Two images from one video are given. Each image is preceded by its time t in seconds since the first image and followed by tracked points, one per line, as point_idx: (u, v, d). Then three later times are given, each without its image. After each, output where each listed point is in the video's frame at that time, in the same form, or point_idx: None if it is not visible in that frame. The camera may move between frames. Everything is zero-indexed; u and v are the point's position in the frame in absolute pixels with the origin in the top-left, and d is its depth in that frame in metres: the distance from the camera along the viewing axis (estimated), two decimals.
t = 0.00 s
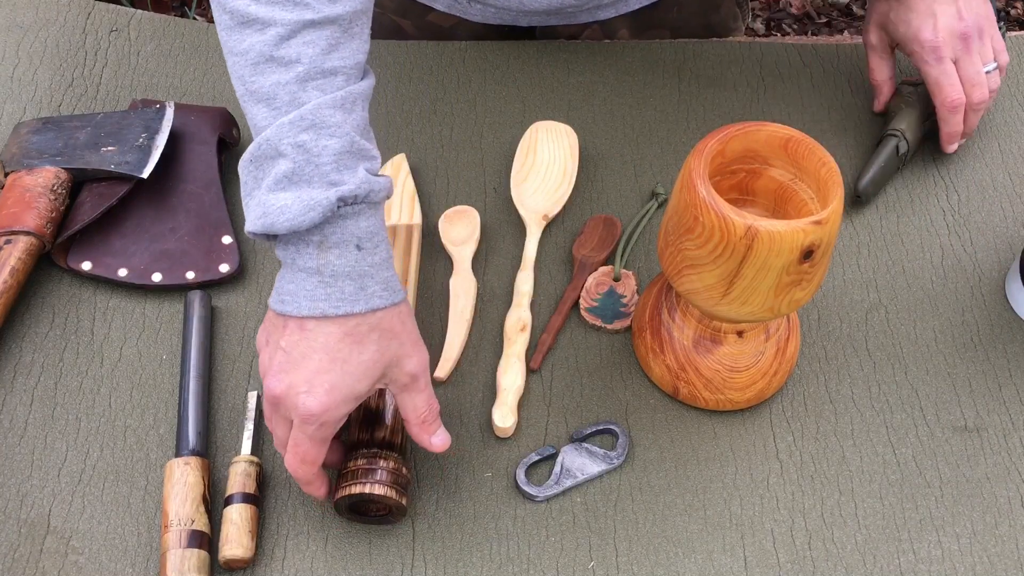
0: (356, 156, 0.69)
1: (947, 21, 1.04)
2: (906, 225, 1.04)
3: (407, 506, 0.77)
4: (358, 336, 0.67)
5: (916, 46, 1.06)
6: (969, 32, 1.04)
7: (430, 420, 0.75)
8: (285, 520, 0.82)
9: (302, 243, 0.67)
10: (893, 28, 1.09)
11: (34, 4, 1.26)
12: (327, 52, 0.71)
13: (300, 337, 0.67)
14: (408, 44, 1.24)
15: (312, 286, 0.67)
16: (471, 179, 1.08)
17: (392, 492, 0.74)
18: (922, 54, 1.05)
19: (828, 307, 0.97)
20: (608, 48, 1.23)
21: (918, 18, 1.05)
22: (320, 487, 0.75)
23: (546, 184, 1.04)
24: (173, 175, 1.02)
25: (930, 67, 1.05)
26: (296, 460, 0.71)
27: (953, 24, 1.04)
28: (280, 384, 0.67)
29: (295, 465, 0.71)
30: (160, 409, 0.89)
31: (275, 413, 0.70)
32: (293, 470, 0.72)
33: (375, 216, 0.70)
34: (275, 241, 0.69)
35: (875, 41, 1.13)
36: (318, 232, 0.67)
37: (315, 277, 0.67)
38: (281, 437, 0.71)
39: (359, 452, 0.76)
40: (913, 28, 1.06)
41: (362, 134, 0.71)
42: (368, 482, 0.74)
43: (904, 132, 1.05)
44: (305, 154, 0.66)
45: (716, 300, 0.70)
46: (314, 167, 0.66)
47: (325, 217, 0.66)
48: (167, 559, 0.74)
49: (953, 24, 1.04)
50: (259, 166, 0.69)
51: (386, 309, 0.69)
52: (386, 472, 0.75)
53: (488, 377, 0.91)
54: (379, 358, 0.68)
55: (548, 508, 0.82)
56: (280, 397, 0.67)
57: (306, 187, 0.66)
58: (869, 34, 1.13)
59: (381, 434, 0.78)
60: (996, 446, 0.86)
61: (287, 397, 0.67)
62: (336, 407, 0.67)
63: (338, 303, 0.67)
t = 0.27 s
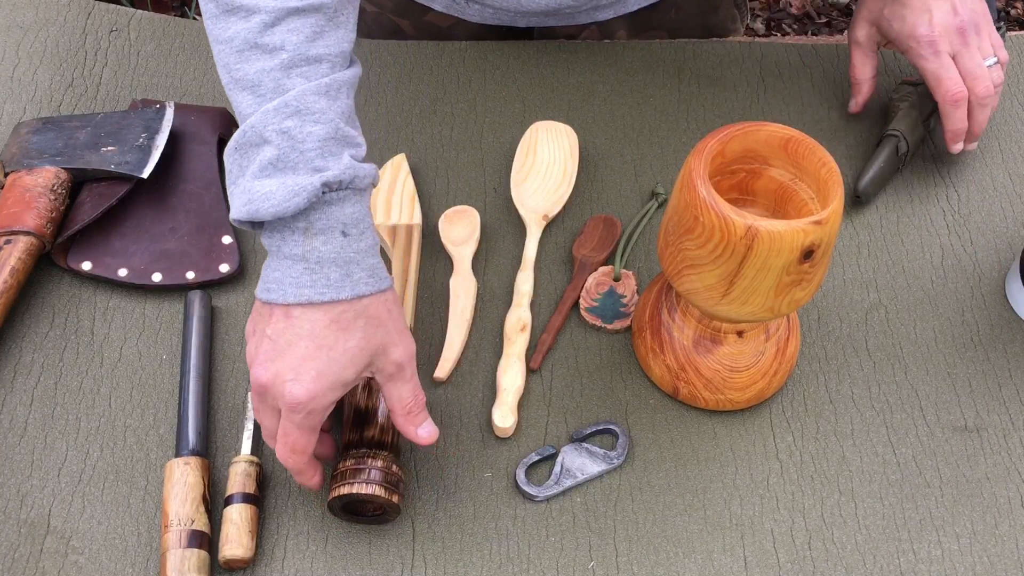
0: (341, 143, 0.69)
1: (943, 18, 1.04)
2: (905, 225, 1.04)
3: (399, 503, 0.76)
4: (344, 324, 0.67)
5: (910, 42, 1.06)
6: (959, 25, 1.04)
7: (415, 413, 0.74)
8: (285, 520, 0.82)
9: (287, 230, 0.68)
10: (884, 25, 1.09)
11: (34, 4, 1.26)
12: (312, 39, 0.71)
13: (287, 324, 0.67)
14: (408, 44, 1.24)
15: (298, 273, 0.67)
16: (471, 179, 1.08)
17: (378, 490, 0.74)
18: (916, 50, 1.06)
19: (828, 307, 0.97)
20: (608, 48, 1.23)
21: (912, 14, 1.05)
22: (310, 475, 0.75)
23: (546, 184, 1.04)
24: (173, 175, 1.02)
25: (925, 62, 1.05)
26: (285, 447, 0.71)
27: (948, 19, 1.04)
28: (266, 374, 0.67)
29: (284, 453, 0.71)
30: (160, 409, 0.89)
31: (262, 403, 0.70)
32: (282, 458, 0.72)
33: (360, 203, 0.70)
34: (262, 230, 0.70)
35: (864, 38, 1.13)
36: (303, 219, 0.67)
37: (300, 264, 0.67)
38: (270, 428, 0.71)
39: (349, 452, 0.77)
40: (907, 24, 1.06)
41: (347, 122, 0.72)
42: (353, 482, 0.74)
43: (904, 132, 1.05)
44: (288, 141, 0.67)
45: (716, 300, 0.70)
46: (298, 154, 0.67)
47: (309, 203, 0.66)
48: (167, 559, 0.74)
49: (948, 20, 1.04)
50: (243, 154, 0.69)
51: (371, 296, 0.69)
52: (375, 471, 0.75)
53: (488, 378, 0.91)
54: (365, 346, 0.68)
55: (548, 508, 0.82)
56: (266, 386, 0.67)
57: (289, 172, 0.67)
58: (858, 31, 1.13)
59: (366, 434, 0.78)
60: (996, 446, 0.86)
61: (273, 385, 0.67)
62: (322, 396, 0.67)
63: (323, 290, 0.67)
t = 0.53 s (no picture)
0: (324, 125, 0.70)
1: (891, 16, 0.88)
2: (905, 225, 1.04)
3: (398, 501, 0.76)
4: (329, 307, 0.67)
5: (855, 41, 0.89)
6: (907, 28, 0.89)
7: (401, 396, 0.72)
8: (285, 519, 0.82)
9: (272, 213, 0.68)
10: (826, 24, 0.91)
11: (34, 4, 1.26)
12: (295, 23, 0.72)
13: (272, 308, 0.67)
14: (408, 44, 1.24)
15: (282, 256, 0.67)
16: (471, 179, 1.08)
17: (373, 488, 0.74)
18: (865, 52, 0.89)
19: (828, 307, 0.97)
20: (608, 48, 1.23)
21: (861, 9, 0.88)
22: (299, 462, 0.75)
23: (546, 184, 1.04)
24: (173, 175, 1.02)
25: (880, 63, 0.88)
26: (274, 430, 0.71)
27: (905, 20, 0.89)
28: (250, 359, 0.67)
29: (274, 437, 0.71)
30: (160, 409, 0.89)
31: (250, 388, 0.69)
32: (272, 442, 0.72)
33: (345, 185, 0.70)
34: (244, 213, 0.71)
35: (793, 29, 0.91)
36: (288, 201, 0.68)
37: (284, 247, 0.67)
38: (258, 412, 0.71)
39: (346, 453, 0.77)
40: (855, 19, 0.89)
41: (332, 105, 0.73)
42: (349, 481, 0.74)
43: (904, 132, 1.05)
44: (271, 124, 0.68)
45: (716, 300, 0.71)
46: (281, 136, 0.68)
47: (292, 184, 0.66)
48: (166, 559, 0.74)
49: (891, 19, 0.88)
50: (228, 138, 0.70)
51: (357, 279, 0.69)
52: (371, 471, 0.75)
53: (488, 378, 0.91)
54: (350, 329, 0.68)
55: (548, 508, 0.82)
56: (251, 371, 0.67)
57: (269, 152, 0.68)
58: (787, 21, 0.92)
59: (363, 433, 0.78)
60: (996, 446, 0.86)
61: (259, 369, 0.66)
62: (309, 379, 0.66)
63: (308, 272, 0.66)
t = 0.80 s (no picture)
0: (287, 20, 0.70)
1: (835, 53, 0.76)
2: (905, 225, 1.04)
3: (398, 501, 0.76)
4: (298, 182, 0.66)
5: (797, 77, 0.75)
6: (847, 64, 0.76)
7: (365, 294, 0.69)
8: (285, 519, 0.82)
9: (241, 104, 0.69)
10: (762, 60, 0.76)
11: (34, 4, 1.25)
12: None
13: (241, 190, 0.66)
14: (408, 44, 1.24)
15: (252, 138, 0.67)
16: (471, 179, 1.08)
17: (374, 489, 0.74)
18: (811, 86, 0.74)
19: (828, 307, 0.97)
20: (608, 48, 1.23)
21: (798, 43, 0.75)
22: (276, 359, 0.70)
23: (546, 184, 1.04)
24: (173, 174, 1.02)
25: (825, 96, 0.73)
26: (236, 318, 0.66)
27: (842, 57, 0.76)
28: (218, 234, 0.66)
29: (242, 326, 0.66)
30: (160, 409, 0.89)
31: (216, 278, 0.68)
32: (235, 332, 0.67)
33: (312, 74, 0.70)
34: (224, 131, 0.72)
35: (721, 65, 0.76)
36: (255, 90, 0.68)
37: (253, 130, 0.67)
38: (224, 304, 0.67)
39: (345, 453, 0.77)
40: (798, 55, 0.75)
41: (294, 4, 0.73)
42: (349, 481, 0.74)
43: (904, 132, 1.05)
44: (233, 21, 0.67)
45: (716, 300, 0.71)
46: (243, 32, 0.67)
47: (259, 70, 0.67)
48: (167, 559, 0.74)
49: (829, 53, 0.75)
50: (195, 46, 0.70)
51: (326, 160, 0.69)
52: (370, 471, 0.75)
53: (488, 378, 0.91)
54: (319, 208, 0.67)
55: (548, 508, 0.83)
56: (219, 246, 0.65)
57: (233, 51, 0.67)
58: (714, 56, 0.77)
59: (363, 432, 0.78)
60: (996, 446, 0.86)
61: (226, 246, 0.65)
62: (273, 251, 0.64)
63: (277, 151, 0.66)
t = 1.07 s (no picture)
0: None
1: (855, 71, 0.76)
2: (906, 225, 1.03)
3: (398, 501, 0.76)
4: (323, 52, 0.76)
5: (818, 91, 0.75)
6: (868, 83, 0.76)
7: (396, 149, 0.76)
8: (285, 519, 0.82)
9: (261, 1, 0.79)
10: (780, 75, 0.76)
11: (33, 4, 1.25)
12: None
13: (276, 70, 0.76)
14: (408, 44, 1.24)
15: (277, 28, 0.77)
16: (471, 179, 1.08)
17: (374, 489, 0.74)
18: (831, 101, 0.74)
19: (829, 307, 0.96)
20: (608, 48, 1.23)
21: (816, 61, 0.75)
22: (345, 203, 0.77)
23: (546, 184, 1.04)
24: (173, 174, 1.02)
25: (844, 110, 0.73)
26: (295, 170, 0.75)
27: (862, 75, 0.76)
28: (263, 108, 0.74)
29: (309, 182, 0.74)
30: (160, 409, 0.89)
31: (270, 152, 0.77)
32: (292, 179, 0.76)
33: None
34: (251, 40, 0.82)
35: (737, 81, 0.76)
36: None
37: (277, 21, 0.77)
38: (285, 169, 0.76)
39: (346, 453, 0.77)
40: (819, 71, 0.75)
41: None
42: (349, 481, 0.74)
43: (905, 132, 1.05)
44: None
45: (730, 295, 0.70)
46: None
47: None
48: (167, 559, 0.74)
49: (850, 71, 0.75)
50: None
51: (344, 33, 0.78)
52: (370, 470, 0.75)
53: (488, 378, 0.91)
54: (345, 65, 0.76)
55: (548, 508, 0.83)
56: (270, 118, 0.74)
57: None
58: (731, 72, 0.77)
59: (363, 432, 0.78)
60: (996, 446, 0.86)
61: (271, 115, 0.74)
62: (313, 105, 0.73)
63: (300, 31, 0.76)
